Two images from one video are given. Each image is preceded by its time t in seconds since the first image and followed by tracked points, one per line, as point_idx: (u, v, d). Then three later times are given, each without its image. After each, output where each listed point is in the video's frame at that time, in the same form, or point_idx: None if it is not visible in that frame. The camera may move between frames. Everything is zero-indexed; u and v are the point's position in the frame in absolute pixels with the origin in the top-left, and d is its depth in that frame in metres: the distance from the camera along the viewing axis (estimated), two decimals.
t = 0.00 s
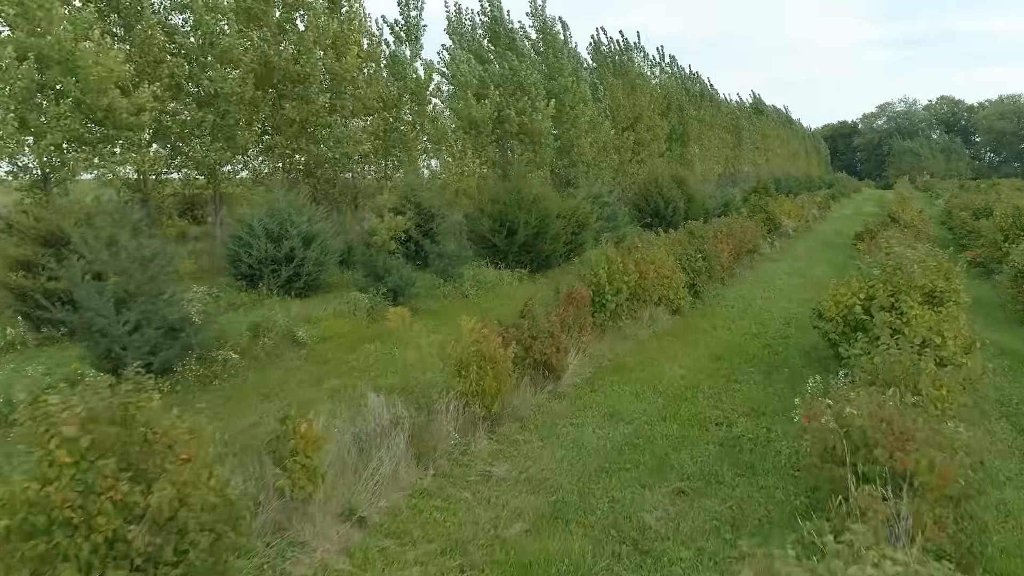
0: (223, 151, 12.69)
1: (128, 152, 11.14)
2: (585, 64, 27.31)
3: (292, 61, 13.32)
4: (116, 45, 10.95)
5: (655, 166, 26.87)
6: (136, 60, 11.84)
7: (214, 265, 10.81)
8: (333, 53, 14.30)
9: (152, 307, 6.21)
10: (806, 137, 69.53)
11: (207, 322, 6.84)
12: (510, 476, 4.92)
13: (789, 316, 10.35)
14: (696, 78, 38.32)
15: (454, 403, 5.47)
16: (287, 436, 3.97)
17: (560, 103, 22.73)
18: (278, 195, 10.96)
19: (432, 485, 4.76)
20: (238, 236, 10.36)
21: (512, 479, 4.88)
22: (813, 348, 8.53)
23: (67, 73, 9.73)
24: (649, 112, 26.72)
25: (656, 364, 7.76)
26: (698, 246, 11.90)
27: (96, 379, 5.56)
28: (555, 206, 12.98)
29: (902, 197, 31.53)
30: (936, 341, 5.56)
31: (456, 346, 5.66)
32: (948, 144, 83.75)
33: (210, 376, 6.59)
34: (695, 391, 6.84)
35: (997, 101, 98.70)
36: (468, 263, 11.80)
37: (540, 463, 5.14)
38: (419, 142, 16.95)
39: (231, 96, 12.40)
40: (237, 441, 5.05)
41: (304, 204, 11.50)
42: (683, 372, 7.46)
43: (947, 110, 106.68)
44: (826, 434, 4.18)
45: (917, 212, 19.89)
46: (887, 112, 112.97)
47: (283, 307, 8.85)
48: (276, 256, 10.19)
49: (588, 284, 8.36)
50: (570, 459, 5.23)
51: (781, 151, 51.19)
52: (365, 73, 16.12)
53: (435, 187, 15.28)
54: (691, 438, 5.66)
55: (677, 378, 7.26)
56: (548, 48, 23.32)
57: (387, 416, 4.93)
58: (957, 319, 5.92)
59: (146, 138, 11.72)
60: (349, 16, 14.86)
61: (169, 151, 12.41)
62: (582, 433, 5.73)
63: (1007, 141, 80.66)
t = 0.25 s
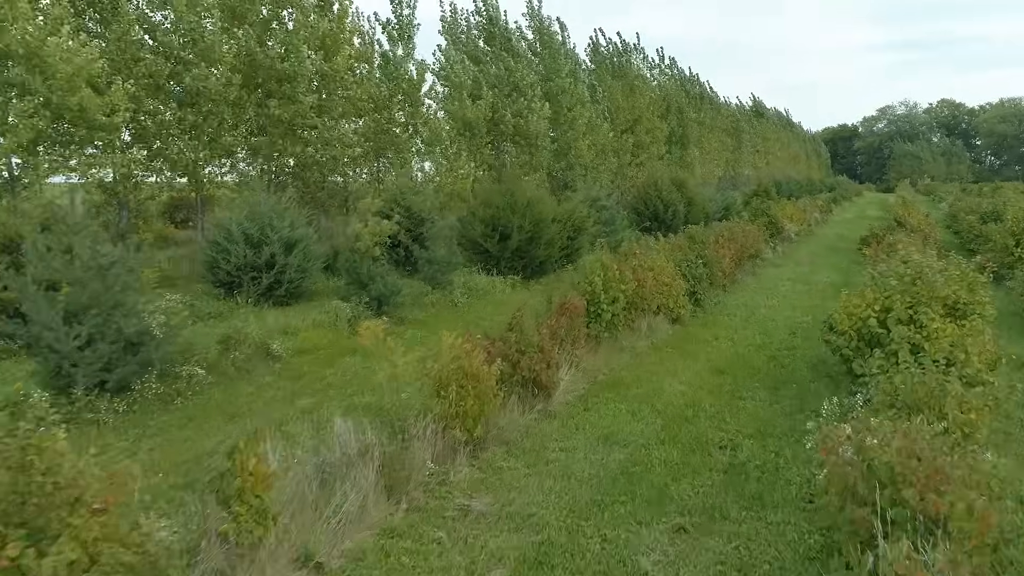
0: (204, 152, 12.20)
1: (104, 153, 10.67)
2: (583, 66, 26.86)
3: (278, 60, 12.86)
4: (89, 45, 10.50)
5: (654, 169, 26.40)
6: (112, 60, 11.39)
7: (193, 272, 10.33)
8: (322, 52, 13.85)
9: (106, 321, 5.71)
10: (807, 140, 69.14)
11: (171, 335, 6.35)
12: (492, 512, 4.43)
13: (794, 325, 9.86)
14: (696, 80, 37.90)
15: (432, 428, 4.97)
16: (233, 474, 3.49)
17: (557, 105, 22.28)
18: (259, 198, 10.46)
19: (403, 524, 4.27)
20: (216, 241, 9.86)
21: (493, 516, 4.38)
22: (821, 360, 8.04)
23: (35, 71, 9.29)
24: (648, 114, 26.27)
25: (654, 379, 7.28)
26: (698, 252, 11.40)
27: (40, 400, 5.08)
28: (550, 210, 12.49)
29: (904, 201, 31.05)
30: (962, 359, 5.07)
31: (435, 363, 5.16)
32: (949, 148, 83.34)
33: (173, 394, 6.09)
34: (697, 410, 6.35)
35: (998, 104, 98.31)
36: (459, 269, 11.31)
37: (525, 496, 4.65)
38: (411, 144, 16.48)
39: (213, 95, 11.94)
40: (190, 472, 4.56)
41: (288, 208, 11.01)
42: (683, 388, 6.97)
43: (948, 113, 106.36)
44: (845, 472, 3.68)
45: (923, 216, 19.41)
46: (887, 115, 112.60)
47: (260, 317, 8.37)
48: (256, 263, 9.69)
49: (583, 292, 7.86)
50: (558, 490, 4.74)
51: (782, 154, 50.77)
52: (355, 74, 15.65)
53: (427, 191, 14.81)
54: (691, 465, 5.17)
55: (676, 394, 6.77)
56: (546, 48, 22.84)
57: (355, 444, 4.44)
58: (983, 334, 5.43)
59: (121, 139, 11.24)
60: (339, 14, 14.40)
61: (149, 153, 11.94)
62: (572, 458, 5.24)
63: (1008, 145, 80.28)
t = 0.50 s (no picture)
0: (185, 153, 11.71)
1: (77, 155, 10.19)
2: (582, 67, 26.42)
3: (266, 59, 12.39)
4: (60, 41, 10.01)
5: (654, 171, 25.94)
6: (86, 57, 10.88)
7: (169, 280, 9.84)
8: (309, 51, 13.39)
9: (52, 336, 5.22)
10: (807, 143, 68.68)
11: (129, 351, 5.86)
12: (469, 556, 3.94)
13: (800, 336, 9.37)
14: (696, 83, 37.46)
15: (404, 457, 4.49)
16: (160, 525, 2.99)
17: (555, 106, 21.84)
18: (239, 202, 9.99)
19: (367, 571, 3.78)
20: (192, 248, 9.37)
21: (471, 560, 3.89)
22: (830, 375, 7.56)
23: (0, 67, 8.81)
24: (647, 116, 25.82)
25: (653, 396, 6.79)
26: (699, 258, 10.91)
27: None
28: (545, 214, 12.00)
29: (908, 204, 30.58)
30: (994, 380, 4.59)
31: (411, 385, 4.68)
32: (950, 150, 82.94)
33: (128, 416, 5.60)
34: (698, 432, 5.87)
35: (999, 107, 97.92)
36: (449, 277, 10.82)
37: (508, 535, 4.16)
38: (404, 147, 16.01)
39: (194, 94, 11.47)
40: (130, 511, 4.06)
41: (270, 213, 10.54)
42: (683, 406, 6.48)
43: (949, 116, 105.96)
44: (870, 520, 3.20)
45: (930, 220, 18.92)
46: (888, 118, 112.25)
47: (234, 329, 7.88)
48: (234, 270, 9.21)
49: (576, 302, 7.36)
50: (545, 528, 4.25)
51: (783, 157, 50.33)
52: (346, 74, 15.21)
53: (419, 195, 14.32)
54: (694, 498, 4.68)
55: (677, 413, 6.29)
56: (544, 48, 22.40)
57: (315, 480, 3.95)
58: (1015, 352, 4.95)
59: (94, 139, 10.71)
60: (327, 12, 13.94)
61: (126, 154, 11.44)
62: (562, 490, 4.75)
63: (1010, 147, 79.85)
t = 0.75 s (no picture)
0: (165, 155, 11.23)
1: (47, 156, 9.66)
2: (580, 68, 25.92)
3: (253, 57, 11.84)
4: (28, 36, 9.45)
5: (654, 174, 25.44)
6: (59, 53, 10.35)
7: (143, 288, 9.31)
8: (296, 49, 12.89)
9: None
10: (808, 146, 68.23)
11: (80, 370, 5.35)
12: None
13: (808, 348, 8.86)
14: (696, 84, 36.98)
15: (373, 495, 3.97)
16: None
17: (553, 108, 21.37)
18: (217, 206, 9.49)
19: None
20: (166, 255, 8.85)
21: None
22: (844, 392, 7.05)
23: None
24: (648, 118, 25.35)
25: (653, 416, 6.29)
26: (701, 264, 10.40)
27: None
28: (541, 218, 11.50)
29: (912, 208, 30.11)
30: None
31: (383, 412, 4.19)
32: (952, 153, 82.56)
33: (76, 442, 5.09)
34: (702, 458, 5.37)
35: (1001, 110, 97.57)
36: (439, 284, 10.31)
37: None
38: (397, 149, 15.52)
39: (175, 94, 10.98)
40: (57, 563, 3.54)
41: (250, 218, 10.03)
42: (686, 428, 5.99)
43: (950, 119, 105.56)
44: None
45: (938, 224, 18.43)
46: (889, 121, 111.88)
47: (205, 342, 7.36)
48: (210, 278, 8.70)
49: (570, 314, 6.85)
50: None
51: (783, 160, 49.88)
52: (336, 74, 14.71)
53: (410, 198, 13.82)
54: (700, 539, 4.18)
55: (679, 437, 5.79)
56: (540, 49, 21.90)
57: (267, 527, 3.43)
58: None
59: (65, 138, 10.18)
60: (316, 9, 13.45)
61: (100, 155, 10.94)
62: (553, 529, 4.25)
63: (1011, 150, 79.43)
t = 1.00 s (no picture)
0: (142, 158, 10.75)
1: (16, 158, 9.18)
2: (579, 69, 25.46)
3: (236, 54, 11.32)
4: None
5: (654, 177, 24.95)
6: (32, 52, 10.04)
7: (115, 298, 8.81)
8: (282, 46, 12.40)
9: None
10: (809, 149, 67.75)
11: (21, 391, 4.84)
12: None
13: (819, 361, 8.35)
14: (697, 86, 36.52)
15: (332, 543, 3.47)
16: None
17: (551, 110, 20.90)
18: (193, 211, 8.99)
19: None
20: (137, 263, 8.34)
21: None
22: (860, 411, 6.55)
23: None
24: (647, 120, 24.88)
25: (654, 439, 5.77)
26: (704, 271, 9.89)
27: None
28: (536, 223, 11.00)
29: (916, 211, 29.67)
30: None
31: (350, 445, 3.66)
32: (953, 156, 82.17)
33: (13, 473, 4.56)
34: (709, 490, 4.87)
35: (1002, 113, 97.19)
36: (429, 293, 9.79)
37: None
38: (389, 151, 15.04)
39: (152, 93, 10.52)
40: None
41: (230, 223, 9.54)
42: (691, 453, 5.49)
43: (952, 122, 105.13)
44: None
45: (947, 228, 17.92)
46: (889, 124, 111.52)
47: (173, 356, 6.86)
48: (183, 287, 8.19)
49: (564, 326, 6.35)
50: None
51: (785, 163, 49.39)
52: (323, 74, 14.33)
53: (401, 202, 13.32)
54: None
55: (683, 465, 5.27)
56: (538, 49, 21.45)
57: None
58: None
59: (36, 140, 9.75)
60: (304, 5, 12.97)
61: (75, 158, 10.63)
62: None
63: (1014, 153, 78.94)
